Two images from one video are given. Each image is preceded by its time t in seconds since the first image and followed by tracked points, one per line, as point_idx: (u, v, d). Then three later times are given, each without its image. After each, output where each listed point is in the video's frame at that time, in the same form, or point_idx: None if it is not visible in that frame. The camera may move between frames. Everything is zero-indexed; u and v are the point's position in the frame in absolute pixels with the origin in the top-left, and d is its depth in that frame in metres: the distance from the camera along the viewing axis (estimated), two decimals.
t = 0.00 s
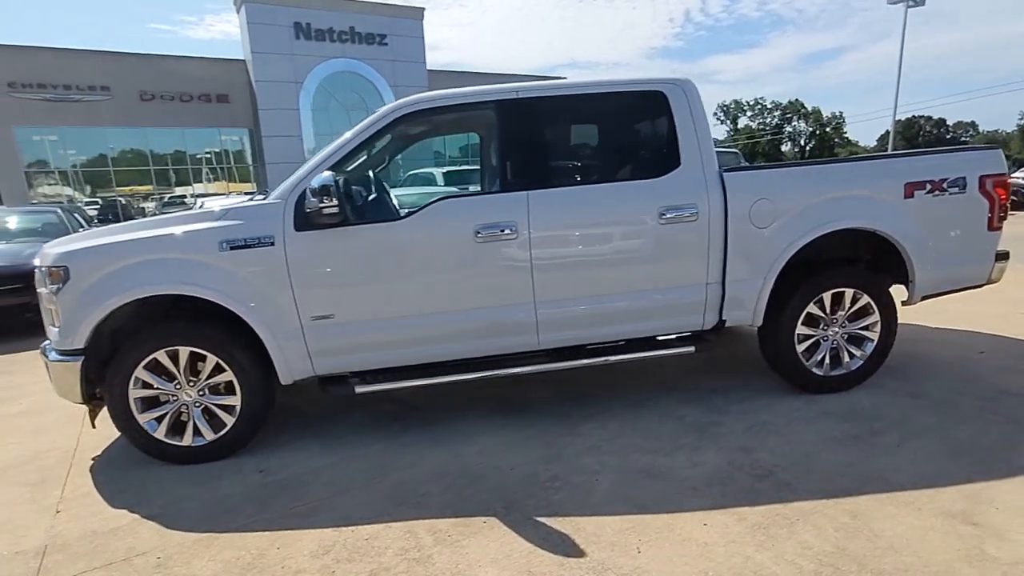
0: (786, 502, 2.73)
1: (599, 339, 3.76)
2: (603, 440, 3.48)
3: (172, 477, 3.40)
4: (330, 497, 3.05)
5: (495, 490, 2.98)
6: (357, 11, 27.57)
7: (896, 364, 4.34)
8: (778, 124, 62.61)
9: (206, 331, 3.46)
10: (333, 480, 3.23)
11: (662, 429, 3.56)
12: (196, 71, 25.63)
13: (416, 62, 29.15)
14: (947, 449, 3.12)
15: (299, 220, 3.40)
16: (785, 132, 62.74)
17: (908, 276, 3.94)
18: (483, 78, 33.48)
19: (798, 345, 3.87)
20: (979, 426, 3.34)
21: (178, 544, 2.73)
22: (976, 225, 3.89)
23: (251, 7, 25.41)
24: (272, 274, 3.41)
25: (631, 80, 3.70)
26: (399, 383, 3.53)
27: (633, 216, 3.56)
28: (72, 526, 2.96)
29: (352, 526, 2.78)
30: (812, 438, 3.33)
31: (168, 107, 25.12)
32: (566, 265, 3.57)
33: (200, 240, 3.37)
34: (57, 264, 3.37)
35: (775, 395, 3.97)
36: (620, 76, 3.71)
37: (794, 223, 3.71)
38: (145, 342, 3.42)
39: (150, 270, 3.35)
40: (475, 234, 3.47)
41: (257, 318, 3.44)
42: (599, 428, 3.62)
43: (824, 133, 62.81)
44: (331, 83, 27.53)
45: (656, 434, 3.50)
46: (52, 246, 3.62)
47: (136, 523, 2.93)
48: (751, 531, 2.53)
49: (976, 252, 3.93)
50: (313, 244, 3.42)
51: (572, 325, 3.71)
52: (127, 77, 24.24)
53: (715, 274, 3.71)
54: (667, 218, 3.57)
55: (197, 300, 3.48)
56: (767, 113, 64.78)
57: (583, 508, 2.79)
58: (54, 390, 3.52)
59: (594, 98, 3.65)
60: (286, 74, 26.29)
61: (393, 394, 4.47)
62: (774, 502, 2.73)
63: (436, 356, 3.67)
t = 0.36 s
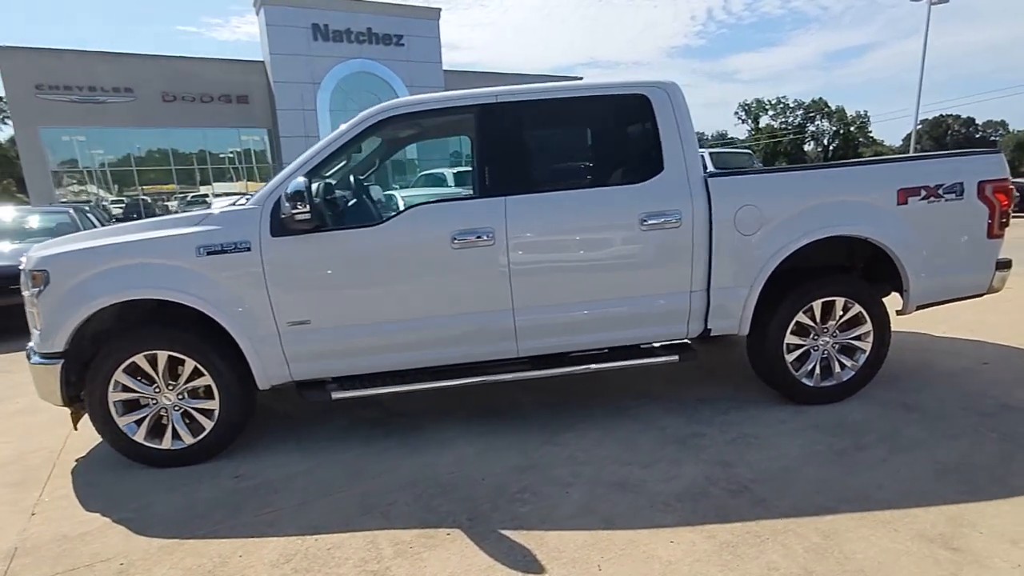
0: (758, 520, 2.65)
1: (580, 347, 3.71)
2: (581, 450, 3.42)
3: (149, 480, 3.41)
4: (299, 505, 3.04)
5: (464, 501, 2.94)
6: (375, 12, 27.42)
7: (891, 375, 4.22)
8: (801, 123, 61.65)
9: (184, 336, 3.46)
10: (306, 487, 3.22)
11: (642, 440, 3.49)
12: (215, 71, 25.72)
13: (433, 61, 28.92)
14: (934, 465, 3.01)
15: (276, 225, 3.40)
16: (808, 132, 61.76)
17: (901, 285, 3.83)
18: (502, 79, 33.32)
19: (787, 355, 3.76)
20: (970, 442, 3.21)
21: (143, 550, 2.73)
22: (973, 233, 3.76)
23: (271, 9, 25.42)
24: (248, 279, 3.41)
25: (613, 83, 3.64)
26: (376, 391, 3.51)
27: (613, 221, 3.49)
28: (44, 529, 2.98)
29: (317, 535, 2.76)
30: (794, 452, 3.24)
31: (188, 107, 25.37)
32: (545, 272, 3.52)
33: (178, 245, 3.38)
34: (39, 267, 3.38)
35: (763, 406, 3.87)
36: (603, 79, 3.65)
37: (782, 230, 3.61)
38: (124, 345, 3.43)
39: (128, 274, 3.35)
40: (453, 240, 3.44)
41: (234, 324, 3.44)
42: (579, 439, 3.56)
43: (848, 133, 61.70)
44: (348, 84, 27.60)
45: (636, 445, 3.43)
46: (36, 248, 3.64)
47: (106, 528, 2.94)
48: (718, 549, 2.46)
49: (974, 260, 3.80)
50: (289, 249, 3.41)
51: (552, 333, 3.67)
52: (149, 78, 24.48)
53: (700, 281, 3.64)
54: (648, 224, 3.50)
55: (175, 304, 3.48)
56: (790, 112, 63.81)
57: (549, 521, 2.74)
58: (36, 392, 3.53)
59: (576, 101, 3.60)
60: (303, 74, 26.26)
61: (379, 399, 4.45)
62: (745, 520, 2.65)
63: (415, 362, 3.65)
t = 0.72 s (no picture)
0: (734, 535, 2.55)
1: (562, 351, 3.67)
2: (562, 457, 3.34)
3: (129, 482, 3.41)
4: (271, 510, 3.00)
5: (435, 510, 2.88)
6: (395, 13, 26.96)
7: (892, 382, 4.07)
8: (826, 123, 60.60)
9: (163, 338, 3.44)
10: (280, 492, 3.18)
11: (626, 448, 3.40)
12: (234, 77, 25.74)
13: (451, 65, 28.50)
14: (925, 479, 2.88)
15: (256, 227, 3.38)
16: (833, 131, 60.69)
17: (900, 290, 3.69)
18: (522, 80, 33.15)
19: (779, 362, 3.64)
20: (967, 455, 3.07)
21: (110, 555, 2.72)
22: (975, 236, 3.61)
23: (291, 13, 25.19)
24: (227, 282, 3.39)
25: (599, 83, 3.56)
26: (355, 395, 3.48)
27: (595, 223, 3.44)
28: (19, 530, 2.98)
29: (283, 542, 2.72)
30: (781, 462, 3.13)
31: (210, 110, 25.64)
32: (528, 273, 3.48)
33: (157, 247, 3.35)
34: (20, 269, 3.38)
35: (755, 413, 3.76)
36: (590, 78, 3.58)
37: (773, 233, 3.51)
38: (104, 347, 3.41)
39: (107, 276, 3.33)
40: (431, 243, 3.41)
41: (213, 327, 3.41)
42: (562, 445, 3.48)
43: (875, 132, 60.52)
44: (366, 86, 27.69)
45: (619, 453, 3.34)
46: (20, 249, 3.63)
47: (78, 531, 2.93)
48: (688, 565, 2.37)
49: (976, 264, 3.65)
50: (267, 252, 3.39)
51: (534, 337, 3.64)
52: (171, 82, 24.75)
53: (687, 285, 3.56)
54: (631, 228, 3.43)
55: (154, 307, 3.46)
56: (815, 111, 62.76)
57: (519, 532, 2.66)
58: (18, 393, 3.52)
59: (561, 101, 3.54)
60: (321, 79, 26.02)
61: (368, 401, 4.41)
62: (721, 534, 2.55)
63: (397, 366, 3.63)
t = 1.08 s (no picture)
0: (705, 555, 2.45)
1: (543, 359, 3.59)
2: (540, 468, 3.26)
3: (105, 486, 3.40)
4: (240, 519, 2.96)
5: (404, 522, 2.81)
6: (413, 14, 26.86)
7: (891, 394, 3.92)
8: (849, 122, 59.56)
9: (140, 342, 3.42)
10: (252, 499, 3.15)
11: (606, 460, 3.31)
12: (252, 78, 25.81)
13: (468, 65, 28.32)
14: (913, 498, 2.75)
15: (230, 232, 3.35)
16: (856, 131, 59.66)
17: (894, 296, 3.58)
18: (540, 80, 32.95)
19: (768, 372, 3.53)
20: (960, 473, 2.93)
21: (74, 562, 2.70)
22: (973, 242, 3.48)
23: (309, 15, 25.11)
24: (202, 287, 3.36)
25: (579, 84, 3.53)
26: (333, 402, 3.43)
27: (574, 228, 3.38)
28: None
29: (246, 552, 2.67)
30: (765, 478, 3.01)
31: (229, 112, 25.83)
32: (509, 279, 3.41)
33: (134, 251, 3.34)
34: None
35: (743, 424, 3.64)
36: (570, 80, 3.56)
37: (760, 238, 3.42)
38: (82, 351, 3.40)
39: (85, 280, 3.32)
40: (407, 248, 3.37)
41: (189, 331, 3.39)
42: (542, 456, 3.40)
43: (900, 132, 59.38)
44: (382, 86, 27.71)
45: (598, 464, 3.26)
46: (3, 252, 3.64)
47: (48, 536, 2.92)
48: None
49: (976, 272, 3.52)
50: (243, 256, 3.36)
51: (515, 345, 3.57)
52: (191, 83, 24.95)
53: (670, 293, 3.48)
54: (612, 233, 3.36)
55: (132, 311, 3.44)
56: (838, 110, 61.74)
57: (485, 547, 2.59)
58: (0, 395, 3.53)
59: (543, 104, 3.52)
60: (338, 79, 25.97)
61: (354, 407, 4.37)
62: (691, 554, 2.46)
63: (376, 373, 3.57)
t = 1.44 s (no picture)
0: (676, 570, 2.38)
1: (526, 365, 3.54)
2: (519, 476, 3.20)
3: (85, 489, 3.39)
4: (213, 525, 2.94)
5: (374, 530, 2.77)
6: (426, 17, 26.87)
7: (887, 401, 3.81)
8: (869, 121, 58.70)
9: (120, 347, 3.41)
10: (227, 505, 3.12)
11: (586, 467, 3.24)
12: (265, 80, 25.92)
13: (481, 67, 28.29)
14: (898, 511, 2.65)
15: (208, 237, 3.33)
16: (876, 129, 58.77)
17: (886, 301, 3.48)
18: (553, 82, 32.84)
19: (756, 379, 3.43)
20: (950, 484, 2.83)
21: (44, 567, 2.69)
22: (971, 246, 3.37)
23: (323, 19, 25.23)
24: (180, 291, 3.35)
25: (561, 86, 3.49)
26: (312, 408, 3.41)
27: (554, 232, 3.33)
28: None
29: (214, 560, 2.65)
30: (747, 488, 2.93)
31: (244, 115, 26.03)
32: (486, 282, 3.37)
33: (113, 256, 3.33)
34: None
35: (730, 432, 3.55)
36: (552, 82, 3.52)
37: (745, 242, 3.35)
38: (62, 356, 3.40)
39: (64, 285, 3.32)
40: (384, 253, 3.33)
41: (168, 337, 3.38)
42: (522, 463, 3.34)
43: (921, 130, 58.40)
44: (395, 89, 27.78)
45: (578, 472, 3.19)
46: None
47: (21, 540, 2.91)
48: None
49: (973, 276, 3.41)
50: (221, 261, 3.34)
51: (497, 350, 3.51)
52: (206, 85, 25.14)
53: (653, 299, 3.43)
54: (591, 237, 3.32)
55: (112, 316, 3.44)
56: (857, 109, 60.87)
57: (453, 558, 2.54)
58: None
59: (524, 105, 3.48)
60: (351, 82, 26.07)
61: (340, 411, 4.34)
62: (663, 569, 2.38)
63: (357, 378, 3.54)
